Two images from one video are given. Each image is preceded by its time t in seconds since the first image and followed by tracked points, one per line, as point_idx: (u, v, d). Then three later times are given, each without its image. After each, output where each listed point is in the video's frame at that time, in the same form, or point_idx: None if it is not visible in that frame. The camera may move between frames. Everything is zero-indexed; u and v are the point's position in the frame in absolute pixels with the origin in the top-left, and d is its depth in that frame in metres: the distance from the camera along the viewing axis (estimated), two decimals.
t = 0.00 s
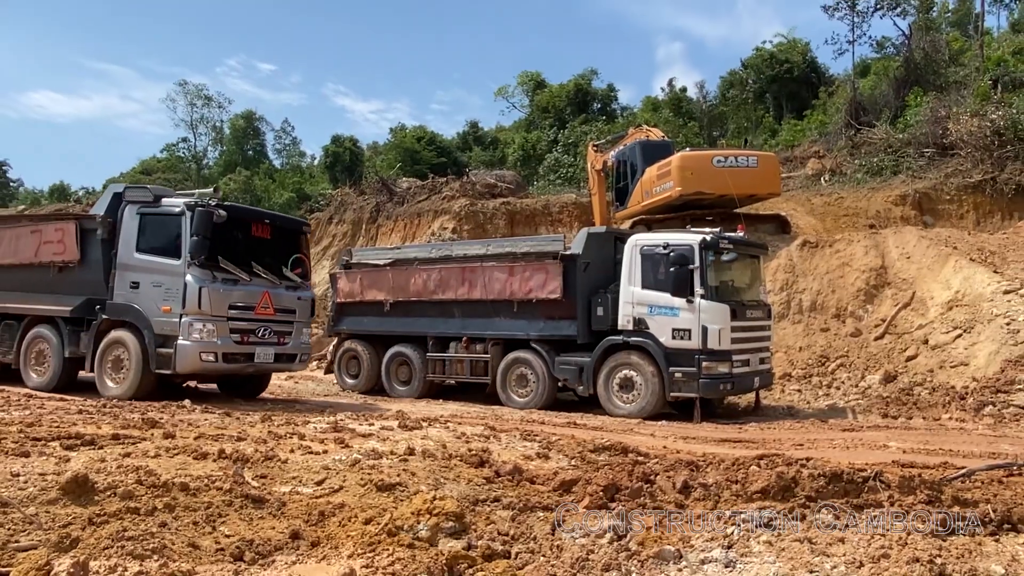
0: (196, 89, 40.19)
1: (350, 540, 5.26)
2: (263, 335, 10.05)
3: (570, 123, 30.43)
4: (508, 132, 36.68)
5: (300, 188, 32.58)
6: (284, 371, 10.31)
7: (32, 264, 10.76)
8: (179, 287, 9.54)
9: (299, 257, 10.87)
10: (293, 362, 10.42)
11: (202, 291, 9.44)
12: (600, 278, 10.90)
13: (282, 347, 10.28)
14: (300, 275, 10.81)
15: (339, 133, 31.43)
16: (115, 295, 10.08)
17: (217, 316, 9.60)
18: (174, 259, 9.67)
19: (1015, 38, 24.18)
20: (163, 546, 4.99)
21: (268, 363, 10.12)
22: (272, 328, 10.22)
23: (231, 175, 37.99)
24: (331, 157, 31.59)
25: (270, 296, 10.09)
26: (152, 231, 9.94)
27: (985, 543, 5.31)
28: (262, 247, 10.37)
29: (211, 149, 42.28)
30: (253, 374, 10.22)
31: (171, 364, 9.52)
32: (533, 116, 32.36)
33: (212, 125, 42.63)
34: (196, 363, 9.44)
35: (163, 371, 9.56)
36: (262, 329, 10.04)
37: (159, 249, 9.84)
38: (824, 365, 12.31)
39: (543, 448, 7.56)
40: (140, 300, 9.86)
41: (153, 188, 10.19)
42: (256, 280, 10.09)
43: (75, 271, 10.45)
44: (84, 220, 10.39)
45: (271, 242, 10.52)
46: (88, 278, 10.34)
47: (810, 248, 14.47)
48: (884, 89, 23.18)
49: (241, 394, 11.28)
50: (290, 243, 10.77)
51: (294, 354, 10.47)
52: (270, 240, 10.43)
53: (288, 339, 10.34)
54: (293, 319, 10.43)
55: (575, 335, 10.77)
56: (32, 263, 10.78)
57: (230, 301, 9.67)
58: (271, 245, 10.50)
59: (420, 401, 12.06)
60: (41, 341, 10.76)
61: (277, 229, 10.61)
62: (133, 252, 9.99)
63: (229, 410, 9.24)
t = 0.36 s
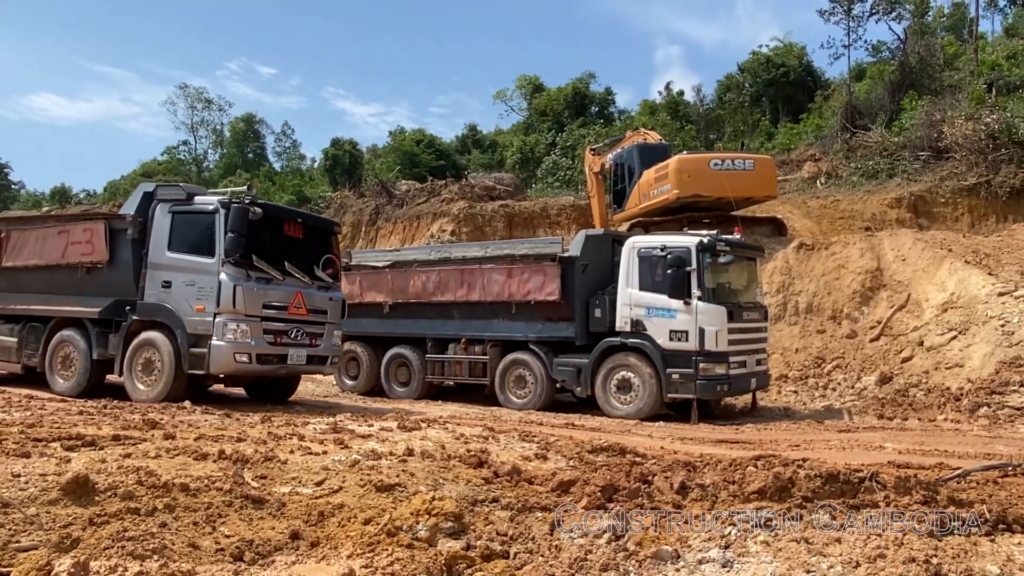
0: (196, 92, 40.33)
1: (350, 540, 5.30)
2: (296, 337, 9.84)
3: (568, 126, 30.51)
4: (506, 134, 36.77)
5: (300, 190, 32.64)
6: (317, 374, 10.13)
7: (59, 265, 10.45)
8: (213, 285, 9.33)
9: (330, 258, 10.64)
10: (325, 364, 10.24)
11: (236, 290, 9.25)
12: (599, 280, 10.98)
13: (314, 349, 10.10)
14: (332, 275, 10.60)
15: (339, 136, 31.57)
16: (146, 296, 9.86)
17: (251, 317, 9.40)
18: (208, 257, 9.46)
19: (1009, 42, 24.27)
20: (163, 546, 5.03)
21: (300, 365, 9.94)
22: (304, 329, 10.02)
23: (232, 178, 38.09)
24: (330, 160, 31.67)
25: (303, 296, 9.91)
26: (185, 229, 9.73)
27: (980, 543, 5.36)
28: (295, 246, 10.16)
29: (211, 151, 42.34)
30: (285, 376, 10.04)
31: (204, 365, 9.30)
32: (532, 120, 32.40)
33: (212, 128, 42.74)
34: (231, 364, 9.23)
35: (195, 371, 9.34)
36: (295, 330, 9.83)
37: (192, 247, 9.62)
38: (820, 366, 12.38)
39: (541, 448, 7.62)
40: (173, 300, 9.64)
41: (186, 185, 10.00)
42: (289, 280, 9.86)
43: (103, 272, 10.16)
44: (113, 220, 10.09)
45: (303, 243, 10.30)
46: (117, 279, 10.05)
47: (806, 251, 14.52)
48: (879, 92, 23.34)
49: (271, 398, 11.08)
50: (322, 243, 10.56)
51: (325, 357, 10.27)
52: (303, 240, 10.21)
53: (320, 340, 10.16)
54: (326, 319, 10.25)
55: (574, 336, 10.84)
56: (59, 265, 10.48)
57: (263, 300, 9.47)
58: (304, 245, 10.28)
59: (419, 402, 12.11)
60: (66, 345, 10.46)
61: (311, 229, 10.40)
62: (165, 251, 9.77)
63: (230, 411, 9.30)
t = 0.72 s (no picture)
0: (195, 94, 40.37)
1: (349, 542, 5.31)
2: (328, 339, 9.71)
3: (566, 128, 30.56)
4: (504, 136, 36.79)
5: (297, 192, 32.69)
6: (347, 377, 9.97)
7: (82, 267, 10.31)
8: (245, 288, 9.20)
9: (360, 259, 10.48)
10: (356, 368, 10.10)
11: (268, 292, 9.11)
12: (597, 281, 11.00)
13: (344, 351, 9.96)
14: (363, 276, 10.42)
15: (338, 138, 31.62)
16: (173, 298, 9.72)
17: (282, 319, 9.27)
18: (239, 259, 9.32)
19: (1006, 44, 24.32)
20: (161, 548, 5.03)
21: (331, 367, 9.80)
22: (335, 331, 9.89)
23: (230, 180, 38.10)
24: (329, 161, 31.70)
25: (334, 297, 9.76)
26: (215, 230, 9.59)
27: (978, 545, 5.37)
28: (326, 246, 9.97)
29: (209, 153, 42.37)
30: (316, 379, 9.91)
31: (236, 369, 9.18)
32: (529, 122, 32.40)
33: (209, 130, 42.77)
34: (263, 368, 9.09)
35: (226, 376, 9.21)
36: (327, 332, 9.70)
37: (223, 249, 9.48)
38: (818, 368, 12.38)
39: (540, 450, 7.63)
40: (202, 303, 9.50)
41: (214, 185, 9.87)
42: (320, 281, 9.70)
43: (128, 274, 10.04)
44: (138, 221, 9.97)
45: (334, 243, 10.13)
46: (142, 281, 9.92)
47: (804, 253, 14.55)
48: (877, 94, 23.35)
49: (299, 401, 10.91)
50: (352, 243, 10.38)
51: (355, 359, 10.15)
52: (333, 240, 10.03)
53: (351, 343, 10.02)
54: (356, 321, 10.11)
55: (572, 338, 10.85)
56: (81, 267, 10.33)
57: (294, 302, 9.34)
58: (335, 246, 10.10)
59: (417, 404, 12.09)
60: (90, 350, 10.28)
61: (342, 228, 10.20)
62: (193, 252, 9.64)
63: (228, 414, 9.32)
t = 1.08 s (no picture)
0: (193, 96, 40.39)
1: (347, 544, 5.31)
2: (357, 343, 9.53)
3: (564, 130, 30.59)
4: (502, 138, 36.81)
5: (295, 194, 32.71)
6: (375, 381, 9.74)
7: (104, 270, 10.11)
8: (274, 293, 8.99)
9: (387, 261, 10.29)
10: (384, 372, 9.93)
11: (298, 296, 8.91)
12: (595, 283, 11.03)
13: (373, 356, 9.78)
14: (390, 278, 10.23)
15: (336, 140, 31.72)
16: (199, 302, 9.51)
17: (312, 324, 9.09)
18: (266, 262, 9.11)
19: (1003, 46, 24.36)
20: (160, 550, 5.03)
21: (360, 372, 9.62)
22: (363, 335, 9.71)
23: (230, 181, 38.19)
24: (327, 163, 31.74)
25: (363, 300, 9.56)
26: (242, 232, 9.38)
27: (976, 546, 5.38)
28: (354, 248, 9.78)
29: (208, 155, 42.46)
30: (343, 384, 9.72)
31: (265, 375, 8.97)
32: (527, 123, 32.43)
33: (208, 132, 42.78)
34: (293, 375, 8.90)
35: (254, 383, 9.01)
36: (356, 336, 9.52)
37: (250, 251, 9.27)
38: (816, 369, 12.38)
39: (539, 451, 7.62)
40: (229, 307, 9.30)
41: (239, 186, 9.65)
42: (349, 284, 9.52)
43: (150, 277, 9.82)
44: (162, 223, 9.75)
45: (362, 244, 9.94)
46: (165, 284, 9.70)
47: (802, 254, 14.56)
48: (874, 96, 23.40)
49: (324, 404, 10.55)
50: (379, 245, 10.18)
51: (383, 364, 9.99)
52: (361, 241, 9.84)
53: (379, 347, 9.84)
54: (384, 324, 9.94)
55: (570, 339, 10.87)
56: (103, 270, 10.13)
57: (323, 306, 9.14)
58: (363, 247, 9.91)
59: (415, 405, 12.09)
60: (113, 353, 10.09)
61: (369, 230, 10.01)
62: (219, 255, 9.43)
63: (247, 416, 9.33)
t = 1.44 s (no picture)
0: (191, 96, 40.36)
1: (345, 545, 5.31)
2: (390, 347, 9.44)
3: (562, 130, 30.62)
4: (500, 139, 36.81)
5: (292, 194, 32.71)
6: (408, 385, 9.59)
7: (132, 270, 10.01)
8: (308, 293, 8.89)
9: (420, 264, 10.22)
10: (416, 377, 9.81)
11: (334, 296, 8.82)
12: (593, 283, 11.06)
13: (406, 360, 9.66)
14: (422, 280, 10.14)
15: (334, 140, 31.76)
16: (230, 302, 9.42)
17: (347, 326, 8.99)
18: (301, 261, 9.03)
19: (1001, 46, 24.36)
20: (157, 551, 5.03)
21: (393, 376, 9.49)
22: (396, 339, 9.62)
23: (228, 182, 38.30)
24: (325, 164, 31.76)
25: (397, 303, 9.48)
26: (276, 231, 9.30)
27: (973, 546, 5.38)
28: (388, 249, 9.72)
29: (206, 155, 42.53)
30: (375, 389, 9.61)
31: (299, 378, 8.84)
32: (525, 124, 32.45)
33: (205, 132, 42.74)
34: (328, 377, 8.78)
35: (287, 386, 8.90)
36: (390, 340, 9.43)
37: (284, 250, 9.18)
38: (814, 370, 12.39)
39: (537, 452, 7.61)
40: (262, 307, 9.19)
41: (273, 185, 9.58)
42: (384, 286, 9.45)
43: (179, 277, 9.71)
44: (192, 222, 9.65)
45: (396, 246, 9.88)
46: (195, 284, 9.59)
47: (800, 255, 14.58)
48: (872, 97, 23.46)
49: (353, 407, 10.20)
50: (411, 247, 10.11)
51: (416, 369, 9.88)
52: (396, 243, 9.78)
53: (412, 350, 9.72)
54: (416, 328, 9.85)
55: (568, 340, 10.87)
56: (131, 270, 10.03)
57: (357, 307, 9.06)
58: (396, 249, 9.85)
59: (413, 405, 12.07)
60: (140, 355, 9.97)
61: (403, 231, 9.94)
62: (252, 254, 9.34)
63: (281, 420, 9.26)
